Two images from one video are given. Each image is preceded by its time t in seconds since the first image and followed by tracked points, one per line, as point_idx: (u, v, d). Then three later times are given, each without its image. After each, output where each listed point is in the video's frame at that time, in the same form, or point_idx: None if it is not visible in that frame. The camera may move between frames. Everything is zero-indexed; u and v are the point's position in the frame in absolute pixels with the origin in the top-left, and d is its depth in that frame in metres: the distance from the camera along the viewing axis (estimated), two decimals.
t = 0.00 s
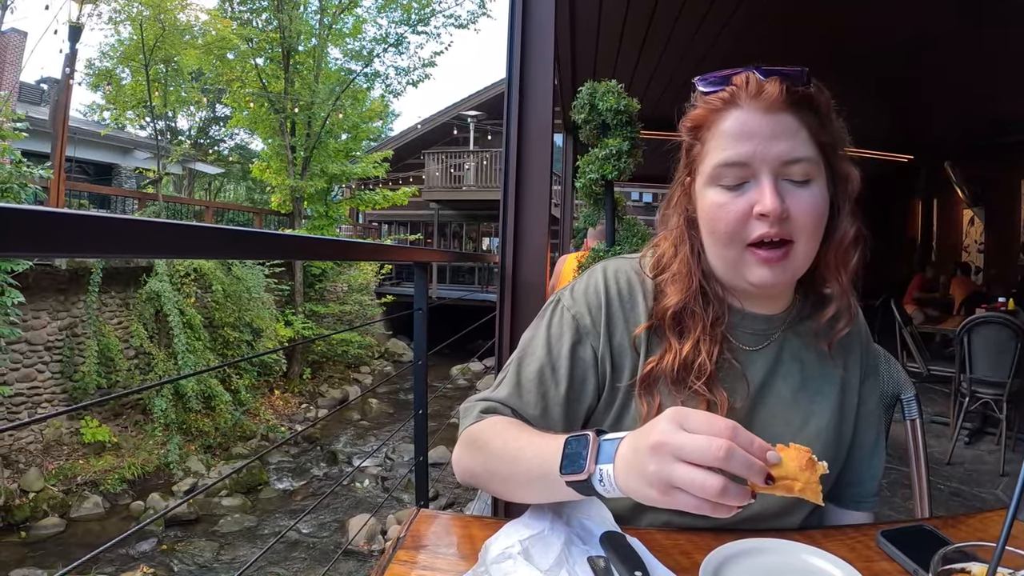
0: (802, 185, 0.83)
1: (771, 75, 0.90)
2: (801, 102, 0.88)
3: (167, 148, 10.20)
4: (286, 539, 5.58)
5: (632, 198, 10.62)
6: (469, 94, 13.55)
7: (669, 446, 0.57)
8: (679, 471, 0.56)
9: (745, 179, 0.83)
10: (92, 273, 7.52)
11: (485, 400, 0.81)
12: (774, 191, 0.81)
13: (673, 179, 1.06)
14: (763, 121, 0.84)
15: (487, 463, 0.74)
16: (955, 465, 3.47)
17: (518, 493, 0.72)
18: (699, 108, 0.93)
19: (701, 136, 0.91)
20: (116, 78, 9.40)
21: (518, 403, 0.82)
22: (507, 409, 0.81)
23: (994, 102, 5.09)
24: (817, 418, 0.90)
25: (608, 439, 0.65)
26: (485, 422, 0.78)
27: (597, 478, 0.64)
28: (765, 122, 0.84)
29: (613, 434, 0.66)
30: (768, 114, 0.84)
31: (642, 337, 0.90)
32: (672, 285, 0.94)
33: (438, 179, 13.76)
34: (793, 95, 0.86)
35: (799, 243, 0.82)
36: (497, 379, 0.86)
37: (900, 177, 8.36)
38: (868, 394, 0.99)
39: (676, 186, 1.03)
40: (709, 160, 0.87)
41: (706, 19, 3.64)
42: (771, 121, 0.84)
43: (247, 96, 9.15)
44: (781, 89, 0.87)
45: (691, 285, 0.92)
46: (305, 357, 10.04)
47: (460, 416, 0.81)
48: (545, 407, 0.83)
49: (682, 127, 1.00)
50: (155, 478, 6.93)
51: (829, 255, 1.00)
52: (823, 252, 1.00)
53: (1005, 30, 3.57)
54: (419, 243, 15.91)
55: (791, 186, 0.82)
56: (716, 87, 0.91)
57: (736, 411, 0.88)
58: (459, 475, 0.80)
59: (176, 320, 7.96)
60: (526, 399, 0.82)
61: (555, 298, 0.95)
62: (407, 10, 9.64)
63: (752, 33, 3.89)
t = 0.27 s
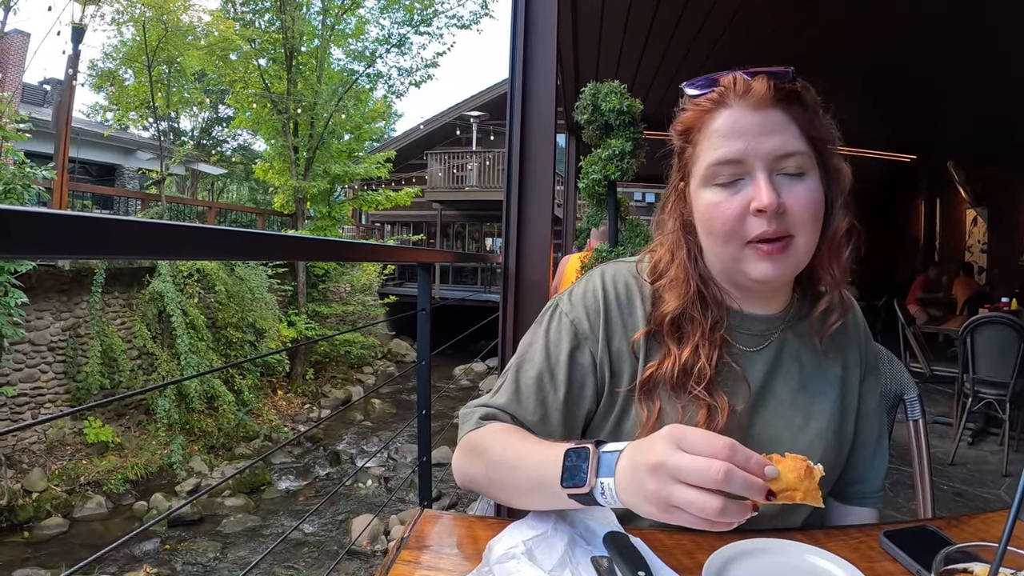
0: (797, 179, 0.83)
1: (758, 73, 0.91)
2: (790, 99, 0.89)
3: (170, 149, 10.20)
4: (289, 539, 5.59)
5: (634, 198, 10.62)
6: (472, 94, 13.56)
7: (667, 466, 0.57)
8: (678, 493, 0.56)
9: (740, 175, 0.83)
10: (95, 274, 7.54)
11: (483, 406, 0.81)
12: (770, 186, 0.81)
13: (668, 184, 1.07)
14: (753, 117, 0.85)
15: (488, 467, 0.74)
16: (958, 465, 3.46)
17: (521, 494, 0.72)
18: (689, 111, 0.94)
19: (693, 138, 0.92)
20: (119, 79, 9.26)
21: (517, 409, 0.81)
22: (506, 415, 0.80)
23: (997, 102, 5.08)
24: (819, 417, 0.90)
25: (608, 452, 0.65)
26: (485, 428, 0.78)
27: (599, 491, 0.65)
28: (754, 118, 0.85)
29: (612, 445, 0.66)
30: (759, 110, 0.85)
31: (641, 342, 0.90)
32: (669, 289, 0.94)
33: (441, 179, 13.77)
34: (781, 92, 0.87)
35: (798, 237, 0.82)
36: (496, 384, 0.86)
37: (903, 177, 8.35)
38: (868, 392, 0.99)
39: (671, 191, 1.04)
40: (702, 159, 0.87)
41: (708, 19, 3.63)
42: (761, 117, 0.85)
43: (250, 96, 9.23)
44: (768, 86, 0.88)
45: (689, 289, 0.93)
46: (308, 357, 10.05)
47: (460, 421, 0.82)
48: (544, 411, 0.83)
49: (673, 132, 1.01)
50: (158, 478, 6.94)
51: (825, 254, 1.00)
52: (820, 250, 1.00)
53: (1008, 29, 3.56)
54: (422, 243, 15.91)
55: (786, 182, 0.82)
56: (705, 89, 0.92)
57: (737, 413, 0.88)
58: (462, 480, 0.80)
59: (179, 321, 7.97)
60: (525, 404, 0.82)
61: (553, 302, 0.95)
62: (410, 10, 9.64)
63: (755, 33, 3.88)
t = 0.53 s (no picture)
0: (791, 180, 0.83)
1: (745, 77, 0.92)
2: (779, 100, 0.88)
3: (173, 149, 10.21)
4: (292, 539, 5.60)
5: (636, 199, 10.62)
6: (474, 95, 13.56)
7: (665, 478, 0.57)
8: (677, 503, 0.56)
9: (734, 181, 0.83)
10: (98, 275, 7.56)
11: (482, 403, 0.81)
12: (764, 190, 0.81)
13: (665, 191, 1.07)
14: (743, 122, 0.85)
15: (487, 467, 0.74)
16: (961, 465, 3.46)
17: (521, 497, 0.73)
18: (679, 120, 0.95)
19: (684, 145, 0.93)
20: (121, 80, 9.36)
21: (516, 407, 0.81)
22: (504, 412, 0.80)
23: (1000, 103, 5.07)
24: (819, 419, 0.90)
25: (605, 454, 0.65)
26: (483, 425, 0.78)
27: (598, 494, 0.65)
28: (744, 123, 0.85)
29: (608, 446, 0.66)
30: (745, 116, 0.85)
31: (641, 342, 0.90)
32: (669, 294, 0.94)
33: (444, 180, 13.78)
34: (768, 95, 0.87)
35: (797, 239, 0.81)
36: (496, 382, 0.86)
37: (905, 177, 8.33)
38: (867, 395, 0.99)
39: (668, 197, 1.04)
40: (695, 167, 0.87)
41: (710, 20, 3.63)
42: (749, 121, 0.85)
43: (252, 97, 9.27)
44: (755, 90, 0.88)
45: (688, 293, 0.92)
46: (311, 358, 10.06)
47: (459, 417, 0.81)
48: (543, 411, 0.83)
49: (665, 141, 1.01)
50: (161, 479, 6.95)
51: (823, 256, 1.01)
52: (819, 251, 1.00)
53: (1010, 29, 3.55)
54: (425, 243, 15.92)
55: (780, 184, 0.82)
56: (693, 97, 0.92)
57: (736, 415, 0.87)
58: (459, 477, 0.80)
59: (181, 321, 7.97)
60: (524, 402, 0.82)
61: (554, 301, 0.95)
62: (411, 11, 9.67)
63: (757, 34, 3.88)
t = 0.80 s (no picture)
0: (788, 181, 0.83)
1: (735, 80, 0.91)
2: (771, 102, 0.88)
3: (175, 150, 10.21)
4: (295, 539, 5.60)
5: (639, 199, 10.62)
6: (476, 95, 13.56)
7: (663, 482, 0.57)
8: (675, 505, 0.56)
9: (730, 185, 0.83)
10: (101, 275, 7.57)
11: (486, 399, 0.81)
12: (761, 193, 0.81)
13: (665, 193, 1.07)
14: (735, 127, 0.85)
15: (490, 463, 0.74)
16: (963, 466, 3.45)
17: (524, 496, 0.73)
18: (673, 127, 0.95)
19: (679, 152, 0.93)
20: (124, 81, 9.23)
21: (520, 404, 0.81)
22: (508, 409, 0.80)
23: (1003, 103, 5.06)
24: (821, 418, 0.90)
25: (606, 454, 0.65)
26: (486, 422, 0.78)
27: (599, 493, 0.65)
28: (737, 128, 0.85)
29: (609, 446, 0.66)
30: (738, 121, 0.85)
31: (644, 340, 0.90)
32: (671, 295, 0.93)
33: (446, 180, 13.78)
34: (760, 97, 0.87)
35: (797, 240, 0.81)
36: (499, 379, 0.86)
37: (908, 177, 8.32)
38: (868, 396, 0.99)
39: (668, 199, 1.04)
40: (691, 174, 0.87)
41: (712, 20, 3.63)
42: (742, 126, 0.85)
43: (255, 98, 9.33)
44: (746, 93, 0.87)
45: (692, 294, 0.92)
46: (313, 358, 10.07)
47: (463, 413, 0.82)
48: (547, 409, 0.83)
49: (661, 147, 1.01)
50: (164, 479, 6.96)
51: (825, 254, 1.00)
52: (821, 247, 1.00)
53: (1013, 29, 3.54)
54: (427, 244, 15.93)
55: (777, 186, 0.82)
56: (686, 104, 0.92)
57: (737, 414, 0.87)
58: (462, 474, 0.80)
59: (184, 322, 7.98)
60: (528, 398, 0.82)
61: (558, 299, 0.95)
62: (414, 12, 9.69)
63: (760, 35, 3.88)
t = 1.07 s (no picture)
0: (796, 180, 0.83)
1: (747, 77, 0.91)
2: (783, 101, 0.87)
3: (178, 150, 10.23)
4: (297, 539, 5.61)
5: (641, 199, 10.62)
6: (478, 95, 13.55)
7: (670, 488, 0.58)
8: (682, 509, 0.57)
9: (737, 183, 0.83)
10: (104, 275, 7.57)
11: (492, 406, 0.81)
12: (767, 192, 0.81)
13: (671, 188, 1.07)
14: (747, 124, 0.84)
15: (498, 467, 0.75)
16: (966, 466, 3.45)
17: (526, 494, 0.73)
18: (683, 122, 0.94)
19: (689, 147, 0.92)
20: (127, 82, 9.33)
21: (526, 410, 0.81)
22: (515, 416, 0.81)
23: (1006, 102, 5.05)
24: (823, 418, 0.90)
25: (613, 459, 0.66)
26: (493, 430, 0.78)
27: (609, 497, 0.66)
28: (748, 126, 0.84)
29: (616, 450, 0.67)
30: (751, 118, 0.84)
31: (648, 342, 0.90)
32: (676, 294, 0.93)
33: (448, 180, 13.79)
34: (774, 96, 0.86)
35: (800, 239, 0.82)
36: (505, 382, 0.86)
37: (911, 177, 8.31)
38: (872, 396, 0.98)
39: (673, 194, 1.04)
40: (699, 168, 0.87)
41: (714, 20, 3.63)
42: (755, 123, 0.84)
43: (257, 98, 9.35)
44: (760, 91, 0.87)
45: (696, 293, 0.92)
46: (316, 358, 10.09)
47: (471, 420, 0.82)
48: (555, 409, 0.83)
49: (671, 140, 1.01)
50: (166, 479, 6.97)
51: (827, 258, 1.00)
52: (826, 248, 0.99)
53: (1016, 29, 3.53)
54: (430, 244, 15.94)
55: (785, 185, 0.82)
56: (697, 100, 0.91)
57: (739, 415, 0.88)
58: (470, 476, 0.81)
59: (187, 322, 7.99)
60: (535, 402, 0.82)
61: (561, 302, 0.95)
62: (416, 12, 9.70)
63: (762, 35, 3.88)
